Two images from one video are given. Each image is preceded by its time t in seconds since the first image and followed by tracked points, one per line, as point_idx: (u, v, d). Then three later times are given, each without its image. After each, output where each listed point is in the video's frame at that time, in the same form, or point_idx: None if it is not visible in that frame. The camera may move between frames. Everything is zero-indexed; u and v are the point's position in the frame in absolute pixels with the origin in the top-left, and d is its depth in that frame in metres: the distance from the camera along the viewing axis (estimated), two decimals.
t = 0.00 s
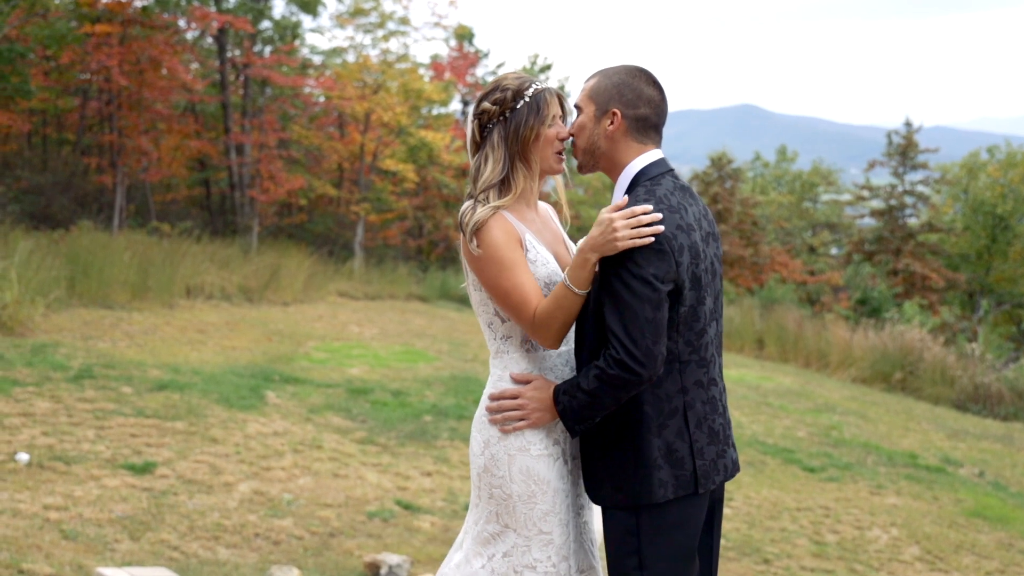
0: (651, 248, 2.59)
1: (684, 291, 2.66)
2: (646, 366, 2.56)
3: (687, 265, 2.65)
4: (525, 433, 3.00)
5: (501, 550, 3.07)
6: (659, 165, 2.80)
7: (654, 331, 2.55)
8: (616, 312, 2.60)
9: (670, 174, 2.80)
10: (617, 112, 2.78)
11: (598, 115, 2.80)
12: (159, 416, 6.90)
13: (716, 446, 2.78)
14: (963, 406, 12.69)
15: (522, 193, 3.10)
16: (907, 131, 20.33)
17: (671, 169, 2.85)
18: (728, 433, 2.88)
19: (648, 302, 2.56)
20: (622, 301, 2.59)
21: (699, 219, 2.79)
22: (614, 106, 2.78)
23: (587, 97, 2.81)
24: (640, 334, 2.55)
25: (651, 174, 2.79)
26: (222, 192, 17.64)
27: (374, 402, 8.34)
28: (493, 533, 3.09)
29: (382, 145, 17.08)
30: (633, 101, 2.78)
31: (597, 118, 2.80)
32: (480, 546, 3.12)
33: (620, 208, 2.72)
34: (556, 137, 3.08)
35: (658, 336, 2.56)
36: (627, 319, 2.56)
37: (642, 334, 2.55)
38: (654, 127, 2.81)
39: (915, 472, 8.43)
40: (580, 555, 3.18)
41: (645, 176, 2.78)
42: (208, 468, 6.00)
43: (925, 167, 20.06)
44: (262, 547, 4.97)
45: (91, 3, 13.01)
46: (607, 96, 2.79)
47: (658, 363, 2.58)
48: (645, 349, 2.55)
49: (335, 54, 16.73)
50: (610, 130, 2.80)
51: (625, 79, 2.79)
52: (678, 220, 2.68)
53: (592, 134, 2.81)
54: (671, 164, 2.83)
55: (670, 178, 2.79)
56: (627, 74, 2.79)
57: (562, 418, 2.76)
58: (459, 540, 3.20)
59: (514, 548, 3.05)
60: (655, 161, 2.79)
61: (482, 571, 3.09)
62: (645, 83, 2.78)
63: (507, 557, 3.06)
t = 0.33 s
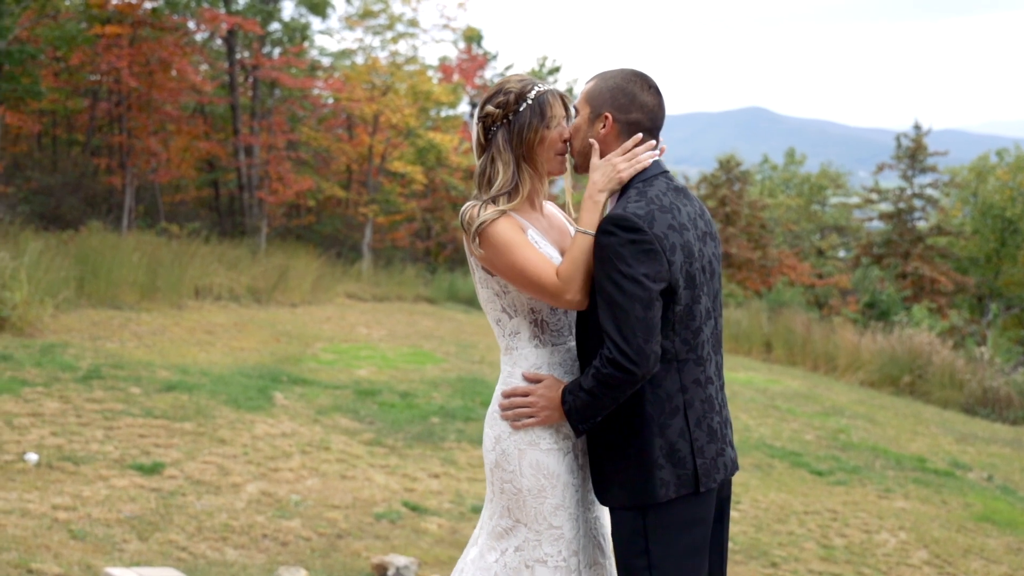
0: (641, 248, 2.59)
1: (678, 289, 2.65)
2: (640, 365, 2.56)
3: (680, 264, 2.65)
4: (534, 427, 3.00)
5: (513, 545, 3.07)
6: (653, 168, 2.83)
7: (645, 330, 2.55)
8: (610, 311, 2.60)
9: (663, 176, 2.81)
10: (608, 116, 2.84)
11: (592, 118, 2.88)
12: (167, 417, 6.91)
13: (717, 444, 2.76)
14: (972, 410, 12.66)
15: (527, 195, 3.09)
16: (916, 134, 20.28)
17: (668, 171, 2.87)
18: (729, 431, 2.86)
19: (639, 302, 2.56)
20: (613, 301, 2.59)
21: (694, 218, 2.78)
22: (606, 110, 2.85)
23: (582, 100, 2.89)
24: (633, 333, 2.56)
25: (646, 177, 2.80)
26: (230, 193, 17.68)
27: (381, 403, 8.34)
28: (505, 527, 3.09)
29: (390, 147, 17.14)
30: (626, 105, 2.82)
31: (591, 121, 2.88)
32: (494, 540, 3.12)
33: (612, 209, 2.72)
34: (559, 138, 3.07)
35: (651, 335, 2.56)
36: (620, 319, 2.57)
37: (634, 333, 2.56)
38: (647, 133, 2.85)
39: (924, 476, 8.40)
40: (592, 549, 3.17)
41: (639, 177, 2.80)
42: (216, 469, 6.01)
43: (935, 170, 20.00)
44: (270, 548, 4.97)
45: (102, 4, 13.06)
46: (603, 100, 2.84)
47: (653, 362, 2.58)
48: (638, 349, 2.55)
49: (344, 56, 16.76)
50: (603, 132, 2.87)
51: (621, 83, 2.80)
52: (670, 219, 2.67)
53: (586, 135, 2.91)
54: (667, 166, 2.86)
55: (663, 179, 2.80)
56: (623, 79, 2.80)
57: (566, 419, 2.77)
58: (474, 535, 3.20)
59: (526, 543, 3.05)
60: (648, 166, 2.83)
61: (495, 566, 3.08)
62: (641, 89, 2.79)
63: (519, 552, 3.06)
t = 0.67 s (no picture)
0: (640, 248, 2.59)
1: (678, 289, 2.65)
2: (639, 365, 2.56)
3: (679, 264, 2.64)
4: (534, 429, 3.00)
5: (520, 545, 3.07)
6: (656, 170, 2.83)
7: (643, 329, 2.55)
8: (608, 312, 2.60)
9: (664, 176, 2.81)
10: (613, 117, 2.84)
11: (597, 119, 2.88)
12: (172, 418, 6.92)
13: (720, 443, 2.75)
14: (977, 411, 12.63)
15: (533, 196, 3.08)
16: (921, 134, 20.23)
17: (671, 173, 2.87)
18: (733, 430, 2.86)
19: (637, 302, 2.56)
20: (611, 300, 2.59)
21: (695, 218, 2.78)
22: (610, 112, 2.85)
23: (588, 101, 2.89)
24: (631, 332, 2.55)
25: (647, 177, 2.81)
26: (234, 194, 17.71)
27: (386, 404, 8.35)
28: (511, 528, 3.09)
29: (394, 148, 17.18)
30: (631, 108, 2.83)
31: (595, 122, 2.88)
32: (502, 541, 3.11)
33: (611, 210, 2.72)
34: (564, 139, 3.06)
35: (648, 334, 2.56)
36: (617, 319, 2.57)
37: (632, 332, 2.55)
38: (651, 135, 2.85)
39: (928, 477, 8.39)
40: (600, 549, 3.16)
41: (640, 176, 2.80)
42: (220, 470, 6.01)
43: (940, 170, 19.95)
44: (274, 548, 4.98)
45: (106, 5, 13.05)
46: (607, 101, 2.84)
47: (651, 362, 2.57)
48: (637, 348, 2.55)
49: (348, 57, 16.77)
50: (607, 133, 2.88)
51: (627, 86, 2.81)
52: (670, 219, 2.67)
53: (591, 136, 2.91)
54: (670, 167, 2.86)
55: (664, 180, 2.80)
56: (629, 81, 2.80)
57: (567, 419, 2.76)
58: (482, 536, 3.20)
59: (533, 543, 3.05)
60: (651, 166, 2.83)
61: (502, 565, 3.08)
62: (646, 92, 2.80)
63: (527, 552, 3.06)
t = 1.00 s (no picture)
0: (652, 247, 2.59)
1: (687, 288, 2.65)
2: (651, 364, 2.56)
3: (690, 263, 2.65)
4: (545, 429, 3.00)
5: (521, 546, 3.06)
6: (662, 169, 2.83)
7: (654, 327, 2.55)
8: (619, 310, 2.60)
9: (672, 176, 2.81)
10: (619, 115, 2.83)
11: (601, 118, 2.87)
12: (176, 418, 6.93)
13: (726, 443, 2.75)
14: (981, 409, 12.61)
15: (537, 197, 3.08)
16: (925, 133, 20.20)
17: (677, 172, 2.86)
18: (738, 430, 2.85)
19: (650, 300, 2.55)
20: (623, 298, 2.59)
21: (703, 218, 2.78)
22: (617, 110, 2.84)
23: (592, 100, 2.88)
24: (643, 330, 2.55)
25: (655, 176, 2.81)
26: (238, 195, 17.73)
27: (389, 403, 8.35)
28: (513, 528, 3.09)
29: (397, 148, 17.20)
30: (636, 106, 2.83)
31: (600, 120, 2.87)
32: (501, 542, 3.11)
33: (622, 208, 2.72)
34: (565, 139, 3.06)
35: (661, 332, 2.55)
36: (629, 317, 2.57)
37: (644, 330, 2.55)
38: (657, 134, 2.86)
39: (933, 476, 8.37)
40: (602, 549, 3.16)
41: (648, 176, 2.80)
42: (224, 470, 6.02)
43: (944, 169, 19.93)
44: (278, 549, 4.98)
45: (109, 6, 13.01)
46: (612, 100, 2.84)
47: (663, 361, 2.57)
48: (649, 346, 2.55)
49: (351, 57, 16.80)
50: (612, 132, 2.87)
51: (632, 84, 2.81)
52: (680, 218, 2.67)
53: (595, 135, 2.90)
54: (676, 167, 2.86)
55: (672, 179, 2.80)
56: (634, 80, 2.80)
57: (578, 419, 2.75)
58: (483, 537, 3.20)
59: (534, 544, 3.04)
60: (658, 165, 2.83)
61: (502, 567, 3.07)
62: (651, 90, 2.81)
63: (528, 553, 3.05)
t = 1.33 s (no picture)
0: (660, 245, 2.58)
1: (696, 287, 2.64)
2: (662, 362, 2.54)
3: (698, 261, 2.64)
4: (560, 431, 2.99)
5: (536, 550, 3.06)
6: (667, 167, 2.82)
7: (665, 324, 2.53)
8: (629, 310, 2.58)
9: (677, 175, 2.81)
10: (623, 116, 2.83)
11: (605, 119, 2.86)
12: (189, 416, 6.95)
13: (736, 442, 2.74)
14: (996, 410, 12.52)
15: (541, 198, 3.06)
16: (940, 132, 20.09)
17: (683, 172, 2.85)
18: (748, 429, 2.84)
19: (660, 297, 2.54)
20: (632, 297, 2.57)
21: (709, 216, 2.77)
22: (620, 111, 2.84)
23: (595, 101, 2.87)
24: (655, 328, 2.53)
25: (661, 175, 2.80)
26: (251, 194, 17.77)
27: (401, 402, 8.35)
28: (528, 532, 3.08)
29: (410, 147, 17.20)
30: (640, 106, 2.82)
31: (603, 121, 2.87)
32: (516, 547, 3.10)
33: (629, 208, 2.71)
34: (568, 141, 3.05)
35: (671, 330, 2.54)
36: (640, 316, 2.55)
37: (655, 328, 2.53)
38: (661, 134, 2.86)
39: (947, 477, 8.33)
40: (617, 551, 3.15)
41: (654, 176, 2.79)
42: (237, 468, 6.03)
43: (959, 168, 19.82)
44: (291, 546, 4.99)
45: (124, 5, 13.06)
46: (615, 100, 2.84)
47: (675, 359, 2.56)
48: (660, 344, 2.53)
49: (364, 56, 16.83)
50: (617, 133, 2.86)
51: (634, 84, 2.81)
52: (688, 216, 2.66)
53: (598, 136, 2.89)
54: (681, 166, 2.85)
55: (677, 178, 2.80)
56: (637, 80, 2.80)
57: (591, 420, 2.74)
58: (496, 541, 3.19)
59: (550, 547, 3.04)
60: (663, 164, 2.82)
61: (516, 572, 3.07)
62: (653, 90, 2.81)
63: (542, 556, 3.05)
